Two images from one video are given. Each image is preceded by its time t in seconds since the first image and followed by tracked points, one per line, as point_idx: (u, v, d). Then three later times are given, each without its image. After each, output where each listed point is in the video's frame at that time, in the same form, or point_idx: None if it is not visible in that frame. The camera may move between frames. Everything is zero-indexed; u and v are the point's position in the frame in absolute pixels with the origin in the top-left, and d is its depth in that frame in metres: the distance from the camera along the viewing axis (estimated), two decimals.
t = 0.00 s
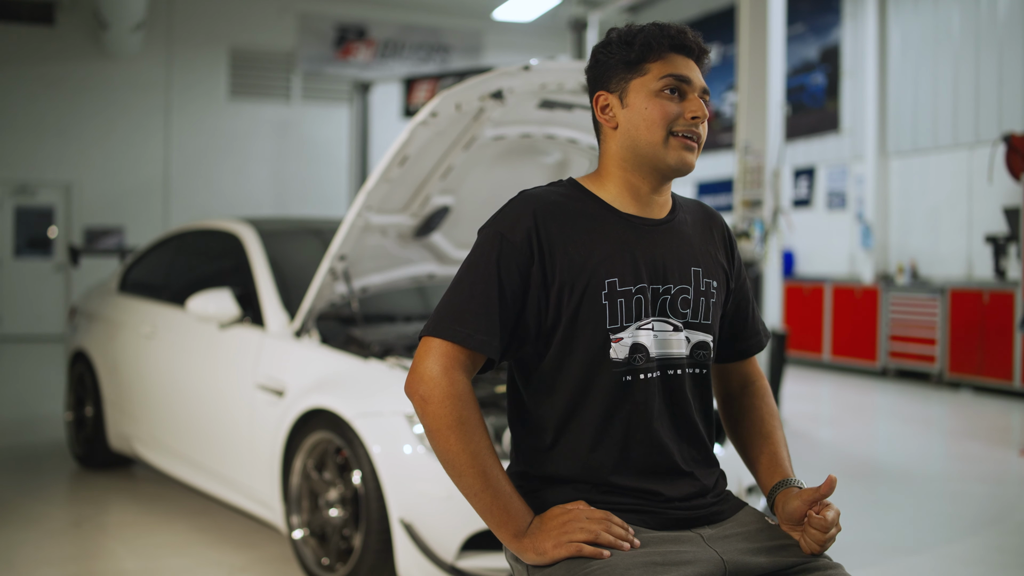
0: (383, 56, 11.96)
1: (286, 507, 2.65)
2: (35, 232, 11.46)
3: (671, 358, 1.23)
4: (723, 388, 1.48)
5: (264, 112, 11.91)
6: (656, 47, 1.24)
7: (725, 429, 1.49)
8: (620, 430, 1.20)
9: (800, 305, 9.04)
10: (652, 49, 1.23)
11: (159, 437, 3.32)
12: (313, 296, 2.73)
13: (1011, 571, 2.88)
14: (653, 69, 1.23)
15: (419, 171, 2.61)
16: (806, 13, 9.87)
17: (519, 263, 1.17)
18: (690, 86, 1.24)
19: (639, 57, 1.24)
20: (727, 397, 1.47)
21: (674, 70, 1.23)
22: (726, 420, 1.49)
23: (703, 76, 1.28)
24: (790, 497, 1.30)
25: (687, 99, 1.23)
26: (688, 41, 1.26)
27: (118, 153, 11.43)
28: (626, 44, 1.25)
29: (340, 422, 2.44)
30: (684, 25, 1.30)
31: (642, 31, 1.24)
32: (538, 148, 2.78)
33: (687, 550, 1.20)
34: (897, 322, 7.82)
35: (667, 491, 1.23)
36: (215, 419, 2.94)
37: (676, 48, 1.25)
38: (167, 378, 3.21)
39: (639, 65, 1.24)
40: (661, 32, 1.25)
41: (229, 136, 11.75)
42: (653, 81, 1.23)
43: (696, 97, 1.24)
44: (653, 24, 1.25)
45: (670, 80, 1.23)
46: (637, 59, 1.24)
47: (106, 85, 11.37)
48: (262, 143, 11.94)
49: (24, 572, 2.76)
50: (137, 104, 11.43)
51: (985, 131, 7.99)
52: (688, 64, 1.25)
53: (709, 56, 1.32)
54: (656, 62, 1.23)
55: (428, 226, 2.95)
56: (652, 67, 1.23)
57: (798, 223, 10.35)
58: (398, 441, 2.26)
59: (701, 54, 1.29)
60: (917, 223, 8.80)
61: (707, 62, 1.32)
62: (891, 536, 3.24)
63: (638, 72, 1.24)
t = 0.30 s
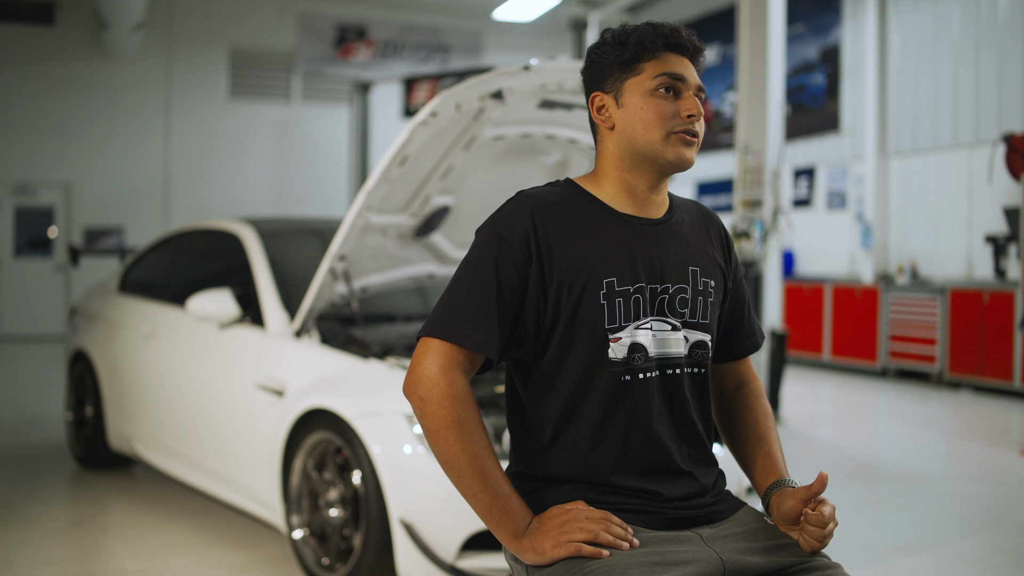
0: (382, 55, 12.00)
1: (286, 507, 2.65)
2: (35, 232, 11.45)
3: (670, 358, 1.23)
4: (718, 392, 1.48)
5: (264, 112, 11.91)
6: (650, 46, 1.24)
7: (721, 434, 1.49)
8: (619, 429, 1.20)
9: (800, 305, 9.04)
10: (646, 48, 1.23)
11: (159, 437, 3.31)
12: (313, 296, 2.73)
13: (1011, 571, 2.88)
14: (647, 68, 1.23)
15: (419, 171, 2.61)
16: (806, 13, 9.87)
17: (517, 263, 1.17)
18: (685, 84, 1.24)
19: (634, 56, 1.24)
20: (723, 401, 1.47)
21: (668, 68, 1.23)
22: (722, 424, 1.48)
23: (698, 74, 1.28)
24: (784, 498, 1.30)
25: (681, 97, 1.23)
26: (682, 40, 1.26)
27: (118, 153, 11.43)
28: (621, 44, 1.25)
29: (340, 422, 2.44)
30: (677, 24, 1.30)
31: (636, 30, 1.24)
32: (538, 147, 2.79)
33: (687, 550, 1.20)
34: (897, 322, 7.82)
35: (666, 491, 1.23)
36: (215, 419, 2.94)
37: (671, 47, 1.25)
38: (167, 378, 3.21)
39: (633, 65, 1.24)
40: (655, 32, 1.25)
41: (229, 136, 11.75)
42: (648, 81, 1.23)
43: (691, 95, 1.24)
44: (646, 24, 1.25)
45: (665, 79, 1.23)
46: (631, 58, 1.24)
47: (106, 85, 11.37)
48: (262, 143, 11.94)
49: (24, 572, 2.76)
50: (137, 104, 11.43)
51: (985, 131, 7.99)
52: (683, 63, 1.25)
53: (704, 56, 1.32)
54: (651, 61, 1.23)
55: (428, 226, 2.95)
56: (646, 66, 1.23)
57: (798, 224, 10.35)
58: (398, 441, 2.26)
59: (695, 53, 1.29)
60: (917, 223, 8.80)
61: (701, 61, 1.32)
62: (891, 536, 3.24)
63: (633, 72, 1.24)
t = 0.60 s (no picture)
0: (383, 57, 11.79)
1: (286, 507, 2.65)
2: (35, 232, 11.45)
3: (670, 358, 1.23)
4: (718, 392, 1.47)
5: (264, 112, 11.91)
6: (644, 46, 1.24)
7: (721, 434, 1.49)
8: (619, 429, 1.20)
9: (800, 305, 9.04)
10: (641, 48, 1.23)
11: (159, 437, 3.31)
12: (313, 296, 2.73)
13: (1012, 571, 2.88)
14: (642, 68, 1.23)
15: (419, 171, 2.61)
16: (807, 13, 9.87)
17: (516, 264, 1.17)
18: (680, 82, 1.24)
19: (628, 57, 1.24)
20: (724, 401, 1.46)
21: (663, 67, 1.23)
22: (722, 424, 1.48)
23: (693, 71, 1.28)
24: (785, 499, 1.30)
25: (677, 95, 1.23)
26: (676, 39, 1.26)
27: (118, 153, 11.43)
28: (615, 44, 1.25)
29: (340, 422, 2.44)
30: (671, 23, 1.30)
31: (630, 30, 1.25)
32: (538, 147, 2.79)
33: (687, 550, 1.20)
34: (897, 322, 7.82)
35: (666, 491, 1.23)
36: (215, 419, 2.94)
37: (665, 46, 1.25)
38: (167, 378, 3.21)
39: (629, 65, 1.24)
40: (649, 31, 1.25)
41: (229, 136, 11.76)
42: (643, 80, 1.23)
43: (687, 93, 1.24)
44: (639, 23, 1.25)
45: (660, 78, 1.23)
46: (625, 59, 1.24)
47: (106, 85, 11.36)
48: (262, 143, 11.95)
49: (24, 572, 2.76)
50: (137, 104, 11.43)
51: (985, 131, 7.99)
52: (677, 62, 1.25)
53: (699, 54, 1.32)
54: (646, 60, 1.23)
55: (428, 226, 2.95)
56: (641, 66, 1.23)
57: (798, 224, 10.35)
58: (398, 441, 2.26)
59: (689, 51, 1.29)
60: (917, 223, 8.80)
61: (696, 59, 1.32)
62: (891, 536, 3.24)
63: (628, 72, 1.24)
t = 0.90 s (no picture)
0: (383, 57, 11.88)
1: (286, 507, 2.65)
2: (35, 232, 11.45)
3: (669, 358, 1.23)
4: (718, 392, 1.47)
5: (264, 112, 11.91)
6: (646, 46, 1.24)
7: (720, 433, 1.49)
8: (619, 429, 1.20)
9: (800, 305, 9.04)
10: (642, 48, 1.24)
11: (159, 437, 3.32)
12: (313, 296, 2.73)
13: (1011, 571, 2.88)
14: (642, 68, 1.23)
15: (419, 171, 2.61)
16: (807, 13, 9.87)
17: (515, 264, 1.17)
18: (682, 83, 1.24)
19: (631, 56, 1.24)
20: (723, 401, 1.47)
21: (665, 67, 1.23)
22: (722, 424, 1.48)
23: (694, 72, 1.28)
24: (779, 500, 1.30)
25: (678, 96, 1.23)
26: (678, 39, 1.26)
27: (118, 153, 11.43)
28: (619, 43, 1.25)
29: (340, 422, 2.44)
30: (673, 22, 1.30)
31: (631, 30, 1.25)
32: (538, 147, 2.79)
33: (687, 550, 1.20)
34: (897, 322, 7.82)
35: (666, 491, 1.23)
36: (215, 419, 2.94)
37: (666, 46, 1.25)
38: (167, 378, 3.21)
39: (630, 65, 1.24)
40: (650, 31, 1.25)
41: (229, 136, 11.76)
42: (644, 80, 1.23)
43: (688, 93, 1.24)
44: (641, 22, 1.25)
45: (662, 77, 1.23)
46: (626, 59, 1.24)
47: (106, 85, 11.36)
48: (262, 143, 11.94)
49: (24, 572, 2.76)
50: (137, 104, 11.43)
51: (985, 131, 8.00)
52: (679, 61, 1.25)
53: (700, 54, 1.32)
54: (648, 60, 1.23)
55: (428, 226, 2.95)
56: (642, 66, 1.23)
57: (798, 224, 10.34)
58: (398, 441, 2.26)
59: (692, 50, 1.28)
60: (917, 223, 8.80)
61: (698, 58, 1.32)
62: (891, 536, 3.24)
63: (630, 72, 1.24)
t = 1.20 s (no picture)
0: (383, 56, 12.03)
1: (286, 507, 2.65)
2: (35, 232, 11.45)
3: (670, 359, 1.23)
4: (719, 391, 1.47)
5: (264, 112, 11.90)
6: (632, 53, 1.23)
7: (722, 433, 1.49)
8: (619, 430, 1.20)
9: (800, 305, 9.04)
10: (628, 56, 1.23)
11: (159, 437, 3.31)
12: (313, 296, 2.73)
13: (1012, 571, 2.88)
14: (630, 76, 1.23)
15: (419, 171, 2.61)
16: (806, 13, 9.88)
17: (515, 266, 1.17)
18: (670, 88, 1.23)
19: (619, 63, 1.23)
20: (725, 400, 1.47)
21: (652, 73, 1.22)
22: (723, 422, 1.48)
23: (687, 73, 1.26)
24: (785, 502, 1.31)
25: (666, 102, 1.22)
26: (666, 41, 1.24)
27: (118, 153, 11.43)
28: (606, 50, 1.25)
29: (340, 422, 2.44)
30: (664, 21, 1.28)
31: (617, 36, 1.24)
32: (538, 148, 2.79)
33: (687, 550, 1.20)
34: (897, 322, 7.82)
35: (667, 491, 1.23)
36: (215, 419, 2.94)
37: (653, 49, 1.23)
38: (167, 378, 3.21)
39: (618, 72, 1.24)
40: (635, 36, 1.23)
41: (229, 136, 11.76)
42: (632, 89, 1.22)
43: (678, 99, 1.23)
44: (627, 27, 1.24)
45: (650, 84, 1.22)
46: (614, 67, 1.23)
47: (106, 85, 11.36)
48: (262, 143, 11.95)
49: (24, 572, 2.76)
50: (137, 104, 11.43)
51: (985, 131, 8.00)
52: (668, 65, 1.23)
53: (695, 51, 1.30)
54: (635, 67, 1.23)
55: (428, 226, 2.95)
56: (630, 74, 1.23)
57: (798, 224, 10.34)
58: (398, 441, 2.26)
59: (684, 50, 1.27)
60: (917, 223, 8.80)
61: (693, 55, 1.30)
62: (891, 536, 3.24)
63: (619, 79, 1.23)
